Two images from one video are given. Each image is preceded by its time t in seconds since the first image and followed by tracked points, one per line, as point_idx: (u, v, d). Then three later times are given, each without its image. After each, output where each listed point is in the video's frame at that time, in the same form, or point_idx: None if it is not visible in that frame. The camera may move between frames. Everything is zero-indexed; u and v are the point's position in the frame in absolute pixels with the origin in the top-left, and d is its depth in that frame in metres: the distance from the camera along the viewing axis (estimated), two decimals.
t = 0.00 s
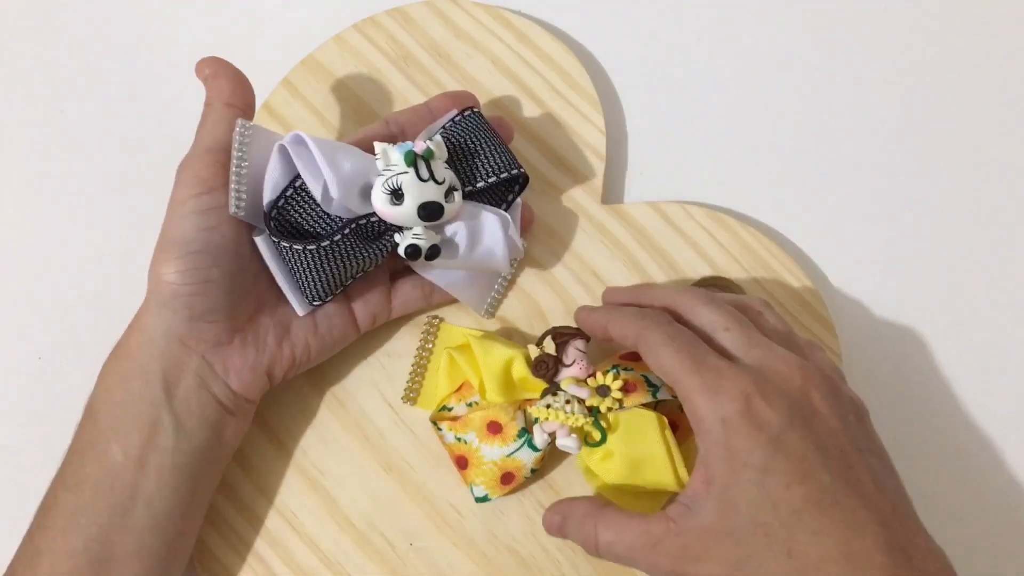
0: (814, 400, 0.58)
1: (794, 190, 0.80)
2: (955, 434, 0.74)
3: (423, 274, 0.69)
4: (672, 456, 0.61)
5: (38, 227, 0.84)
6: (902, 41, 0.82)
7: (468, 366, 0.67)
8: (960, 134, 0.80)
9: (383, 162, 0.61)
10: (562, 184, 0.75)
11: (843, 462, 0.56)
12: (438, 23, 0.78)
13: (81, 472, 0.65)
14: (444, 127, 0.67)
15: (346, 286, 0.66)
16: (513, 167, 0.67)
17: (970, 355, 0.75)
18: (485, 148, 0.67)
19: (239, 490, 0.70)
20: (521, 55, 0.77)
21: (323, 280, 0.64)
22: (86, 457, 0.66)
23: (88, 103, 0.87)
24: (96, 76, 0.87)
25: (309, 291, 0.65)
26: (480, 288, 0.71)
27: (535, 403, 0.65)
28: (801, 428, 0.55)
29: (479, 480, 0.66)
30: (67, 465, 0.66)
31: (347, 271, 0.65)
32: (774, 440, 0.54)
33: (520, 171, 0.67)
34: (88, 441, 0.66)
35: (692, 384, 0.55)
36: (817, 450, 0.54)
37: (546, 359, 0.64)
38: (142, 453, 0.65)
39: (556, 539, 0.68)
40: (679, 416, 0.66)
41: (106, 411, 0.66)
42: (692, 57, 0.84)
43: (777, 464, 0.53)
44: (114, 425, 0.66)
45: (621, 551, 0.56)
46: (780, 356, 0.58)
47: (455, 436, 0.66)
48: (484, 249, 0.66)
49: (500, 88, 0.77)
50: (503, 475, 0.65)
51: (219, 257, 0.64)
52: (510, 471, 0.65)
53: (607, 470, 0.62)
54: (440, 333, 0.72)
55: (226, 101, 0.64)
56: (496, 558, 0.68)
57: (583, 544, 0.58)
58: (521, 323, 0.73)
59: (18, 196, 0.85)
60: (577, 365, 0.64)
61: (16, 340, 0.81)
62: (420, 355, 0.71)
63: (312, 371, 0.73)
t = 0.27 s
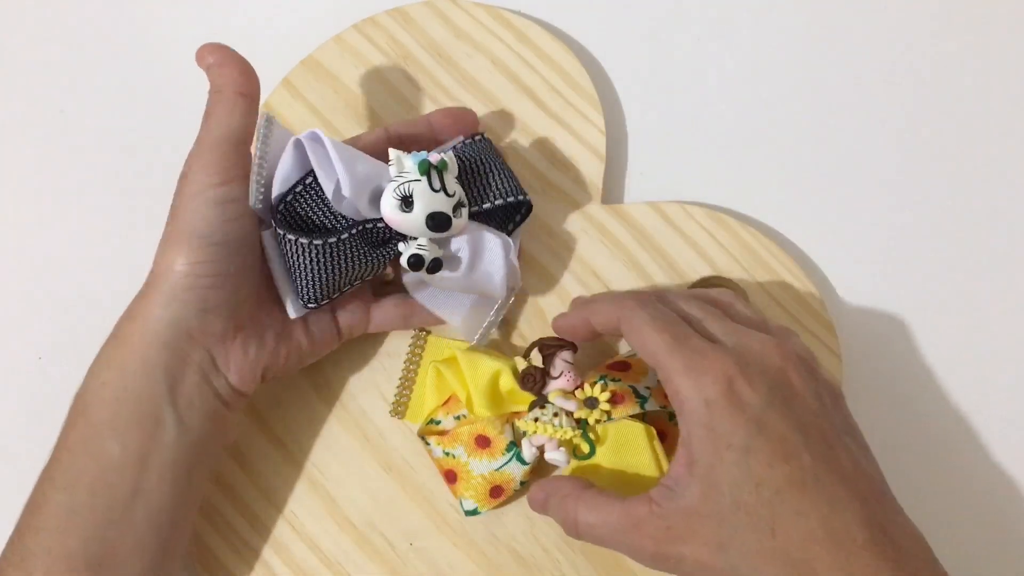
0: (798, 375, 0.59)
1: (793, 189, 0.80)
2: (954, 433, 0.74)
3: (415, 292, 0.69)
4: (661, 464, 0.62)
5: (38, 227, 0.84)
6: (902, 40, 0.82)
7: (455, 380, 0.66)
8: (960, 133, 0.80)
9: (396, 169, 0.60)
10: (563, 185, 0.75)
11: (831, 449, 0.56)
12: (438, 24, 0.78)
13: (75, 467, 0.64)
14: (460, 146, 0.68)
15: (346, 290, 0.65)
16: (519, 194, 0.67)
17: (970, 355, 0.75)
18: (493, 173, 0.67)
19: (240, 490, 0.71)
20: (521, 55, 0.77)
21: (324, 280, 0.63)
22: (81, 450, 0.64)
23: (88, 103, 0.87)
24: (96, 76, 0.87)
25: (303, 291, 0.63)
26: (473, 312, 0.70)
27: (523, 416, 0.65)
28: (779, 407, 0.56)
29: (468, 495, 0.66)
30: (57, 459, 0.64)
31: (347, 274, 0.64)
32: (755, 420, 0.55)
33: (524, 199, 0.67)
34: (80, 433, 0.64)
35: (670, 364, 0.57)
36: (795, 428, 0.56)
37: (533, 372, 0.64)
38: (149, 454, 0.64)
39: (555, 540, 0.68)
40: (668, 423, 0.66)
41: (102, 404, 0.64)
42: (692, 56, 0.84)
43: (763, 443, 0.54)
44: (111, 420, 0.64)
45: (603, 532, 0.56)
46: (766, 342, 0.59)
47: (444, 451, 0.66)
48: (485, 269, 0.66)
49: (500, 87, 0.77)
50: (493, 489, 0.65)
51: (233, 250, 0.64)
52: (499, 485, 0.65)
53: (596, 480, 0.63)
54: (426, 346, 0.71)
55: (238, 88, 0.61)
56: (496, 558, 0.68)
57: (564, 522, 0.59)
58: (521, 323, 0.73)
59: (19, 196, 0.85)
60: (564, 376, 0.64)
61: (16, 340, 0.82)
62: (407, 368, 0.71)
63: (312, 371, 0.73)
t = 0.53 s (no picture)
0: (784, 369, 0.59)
1: (794, 189, 0.80)
2: (955, 433, 0.74)
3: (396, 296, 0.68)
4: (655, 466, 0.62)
5: (38, 227, 0.84)
6: (903, 40, 0.82)
7: (447, 385, 0.66)
8: (961, 133, 0.80)
9: (395, 165, 0.61)
10: (562, 184, 0.75)
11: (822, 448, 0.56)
12: (438, 24, 0.78)
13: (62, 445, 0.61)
14: (459, 160, 0.69)
15: (336, 281, 0.66)
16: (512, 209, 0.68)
17: (970, 355, 0.75)
18: (488, 187, 0.68)
19: (239, 489, 0.70)
20: (521, 55, 0.77)
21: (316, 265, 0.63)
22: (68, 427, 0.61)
23: (89, 103, 0.87)
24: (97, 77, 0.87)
25: (291, 276, 0.64)
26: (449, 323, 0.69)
27: (517, 420, 0.65)
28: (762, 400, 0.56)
29: (464, 498, 0.66)
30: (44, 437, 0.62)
31: (338, 262, 0.64)
32: (735, 410, 0.55)
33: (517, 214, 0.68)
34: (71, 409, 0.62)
35: (652, 360, 0.56)
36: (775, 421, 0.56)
37: (526, 377, 0.63)
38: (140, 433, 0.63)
39: (555, 540, 0.68)
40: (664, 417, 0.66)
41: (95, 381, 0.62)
42: (692, 56, 0.84)
43: (746, 436, 0.55)
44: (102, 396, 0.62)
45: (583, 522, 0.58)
46: (749, 334, 0.60)
47: (438, 456, 0.66)
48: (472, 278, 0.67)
49: (500, 87, 0.77)
50: (489, 491, 0.66)
51: (239, 231, 0.65)
52: (495, 488, 0.66)
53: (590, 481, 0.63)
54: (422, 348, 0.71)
55: (250, 66, 0.60)
56: (496, 558, 0.68)
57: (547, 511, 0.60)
58: (521, 323, 0.73)
59: (19, 196, 0.85)
60: (558, 380, 0.63)
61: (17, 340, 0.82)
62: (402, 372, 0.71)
63: (311, 371, 0.72)
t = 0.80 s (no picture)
0: (780, 373, 0.59)
1: (794, 189, 0.80)
2: (956, 433, 0.74)
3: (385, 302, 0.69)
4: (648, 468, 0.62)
5: (38, 227, 0.84)
6: (903, 40, 0.82)
7: (430, 398, 0.64)
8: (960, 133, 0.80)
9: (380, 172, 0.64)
10: (562, 184, 0.74)
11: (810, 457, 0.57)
12: (438, 24, 0.78)
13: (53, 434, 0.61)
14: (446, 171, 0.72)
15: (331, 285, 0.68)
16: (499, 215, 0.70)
17: (970, 356, 0.75)
18: (475, 192, 0.71)
19: (239, 489, 0.70)
20: (521, 55, 0.78)
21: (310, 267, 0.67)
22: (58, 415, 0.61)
23: (89, 103, 0.87)
24: (97, 76, 0.87)
25: (284, 283, 0.68)
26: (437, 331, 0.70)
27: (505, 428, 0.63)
28: (756, 416, 0.56)
29: (461, 494, 0.67)
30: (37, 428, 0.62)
31: (326, 268, 0.67)
32: (727, 430, 0.55)
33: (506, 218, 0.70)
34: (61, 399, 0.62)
35: (638, 376, 0.56)
36: (767, 437, 0.56)
37: (510, 391, 0.61)
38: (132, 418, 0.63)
39: (556, 540, 0.68)
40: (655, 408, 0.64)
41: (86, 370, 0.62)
42: (693, 56, 0.84)
43: (738, 453, 0.55)
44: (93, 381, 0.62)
45: (575, 534, 0.59)
46: (738, 339, 0.58)
47: (430, 465, 0.66)
48: (464, 286, 0.68)
49: (500, 87, 0.77)
50: (483, 491, 0.66)
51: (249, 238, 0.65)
52: (491, 488, 0.66)
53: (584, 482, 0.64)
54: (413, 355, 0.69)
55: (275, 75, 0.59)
56: (496, 557, 0.68)
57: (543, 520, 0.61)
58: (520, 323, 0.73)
59: (19, 196, 0.85)
60: (543, 389, 0.62)
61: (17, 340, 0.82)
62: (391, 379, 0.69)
63: (310, 370, 0.72)
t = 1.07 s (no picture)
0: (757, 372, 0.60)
1: (794, 189, 0.80)
2: (960, 434, 0.74)
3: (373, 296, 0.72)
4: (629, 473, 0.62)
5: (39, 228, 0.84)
6: (902, 41, 0.82)
7: (408, 408, 0.64)
8: (959, 134, 0.80)
9: (351, 164, 0.68)
10: (562, 184, 0.74)
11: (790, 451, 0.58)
12: (438, 24, 0.78)
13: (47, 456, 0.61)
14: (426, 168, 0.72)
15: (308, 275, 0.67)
16: (479, 206, 0.69)
17: (972, 356, 0.75)
18: (454, 185, 0.69)
19: (239, 490, 0.70)
20: (521, 55, 0.78)
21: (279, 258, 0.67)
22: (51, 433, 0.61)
23: (90, 104, 0.87)
24: (98, 78, 0.88)
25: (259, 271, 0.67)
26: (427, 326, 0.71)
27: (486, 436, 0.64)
28: (739, 417, 0.57)
29: (439, 505, 0.67)
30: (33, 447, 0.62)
31: (295, 256, 0.67)
32: (711, 432, 0.55)
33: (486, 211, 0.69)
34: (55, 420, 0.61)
35: (626, 379, 0.55)
36: (749, 436, 0.56)
37: (491, 401, 0.61)
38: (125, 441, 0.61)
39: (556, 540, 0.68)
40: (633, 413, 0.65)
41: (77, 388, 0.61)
42: (693, 56, 0.84)
43: (726, 455, 0.55)
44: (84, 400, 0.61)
45: (562, 540, 0.58)
46: (716, 340, 0.59)
47: (410, 475, 0.65)
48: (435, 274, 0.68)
49: (500, 87, 0.77)
50: (463, 501, 0.66)
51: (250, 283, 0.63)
52: (470, 497, 0.66)
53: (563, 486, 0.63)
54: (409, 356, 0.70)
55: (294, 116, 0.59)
56: (496, 557, 0.68)
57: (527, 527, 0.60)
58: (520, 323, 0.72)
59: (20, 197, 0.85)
60: (525, 397, 0.62)
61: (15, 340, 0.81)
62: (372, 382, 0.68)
63: (310, 370, 0.72)
